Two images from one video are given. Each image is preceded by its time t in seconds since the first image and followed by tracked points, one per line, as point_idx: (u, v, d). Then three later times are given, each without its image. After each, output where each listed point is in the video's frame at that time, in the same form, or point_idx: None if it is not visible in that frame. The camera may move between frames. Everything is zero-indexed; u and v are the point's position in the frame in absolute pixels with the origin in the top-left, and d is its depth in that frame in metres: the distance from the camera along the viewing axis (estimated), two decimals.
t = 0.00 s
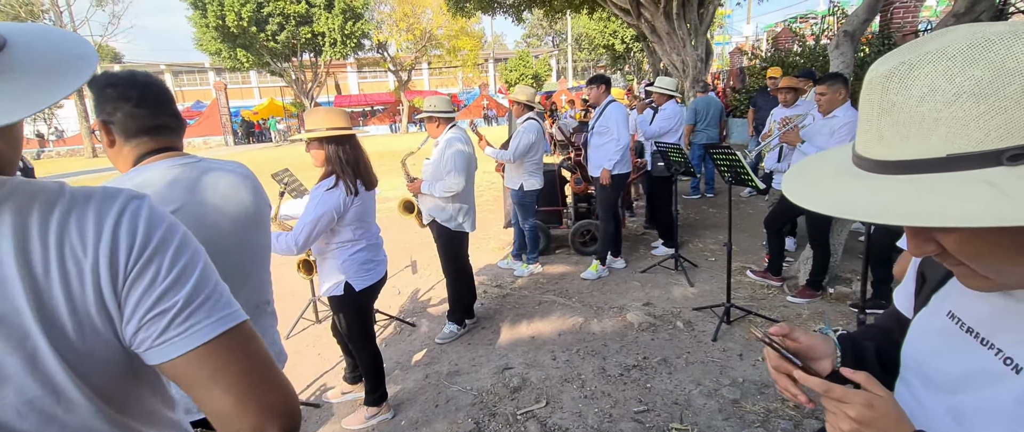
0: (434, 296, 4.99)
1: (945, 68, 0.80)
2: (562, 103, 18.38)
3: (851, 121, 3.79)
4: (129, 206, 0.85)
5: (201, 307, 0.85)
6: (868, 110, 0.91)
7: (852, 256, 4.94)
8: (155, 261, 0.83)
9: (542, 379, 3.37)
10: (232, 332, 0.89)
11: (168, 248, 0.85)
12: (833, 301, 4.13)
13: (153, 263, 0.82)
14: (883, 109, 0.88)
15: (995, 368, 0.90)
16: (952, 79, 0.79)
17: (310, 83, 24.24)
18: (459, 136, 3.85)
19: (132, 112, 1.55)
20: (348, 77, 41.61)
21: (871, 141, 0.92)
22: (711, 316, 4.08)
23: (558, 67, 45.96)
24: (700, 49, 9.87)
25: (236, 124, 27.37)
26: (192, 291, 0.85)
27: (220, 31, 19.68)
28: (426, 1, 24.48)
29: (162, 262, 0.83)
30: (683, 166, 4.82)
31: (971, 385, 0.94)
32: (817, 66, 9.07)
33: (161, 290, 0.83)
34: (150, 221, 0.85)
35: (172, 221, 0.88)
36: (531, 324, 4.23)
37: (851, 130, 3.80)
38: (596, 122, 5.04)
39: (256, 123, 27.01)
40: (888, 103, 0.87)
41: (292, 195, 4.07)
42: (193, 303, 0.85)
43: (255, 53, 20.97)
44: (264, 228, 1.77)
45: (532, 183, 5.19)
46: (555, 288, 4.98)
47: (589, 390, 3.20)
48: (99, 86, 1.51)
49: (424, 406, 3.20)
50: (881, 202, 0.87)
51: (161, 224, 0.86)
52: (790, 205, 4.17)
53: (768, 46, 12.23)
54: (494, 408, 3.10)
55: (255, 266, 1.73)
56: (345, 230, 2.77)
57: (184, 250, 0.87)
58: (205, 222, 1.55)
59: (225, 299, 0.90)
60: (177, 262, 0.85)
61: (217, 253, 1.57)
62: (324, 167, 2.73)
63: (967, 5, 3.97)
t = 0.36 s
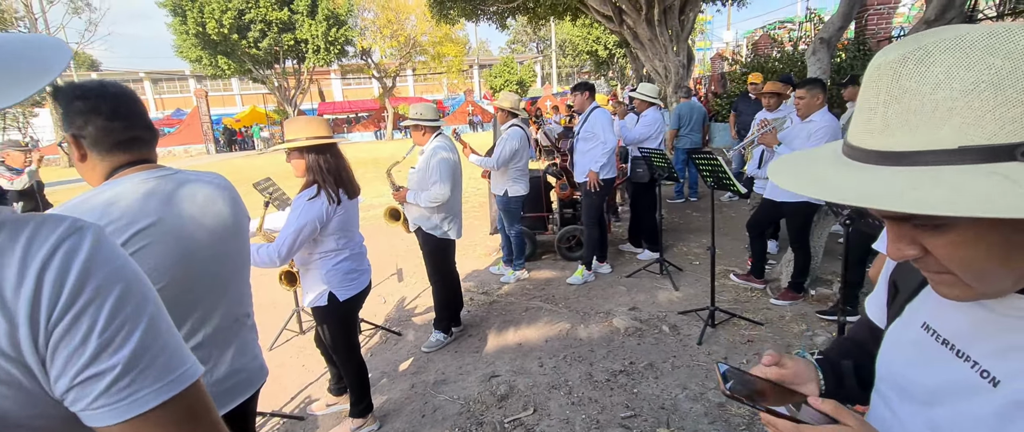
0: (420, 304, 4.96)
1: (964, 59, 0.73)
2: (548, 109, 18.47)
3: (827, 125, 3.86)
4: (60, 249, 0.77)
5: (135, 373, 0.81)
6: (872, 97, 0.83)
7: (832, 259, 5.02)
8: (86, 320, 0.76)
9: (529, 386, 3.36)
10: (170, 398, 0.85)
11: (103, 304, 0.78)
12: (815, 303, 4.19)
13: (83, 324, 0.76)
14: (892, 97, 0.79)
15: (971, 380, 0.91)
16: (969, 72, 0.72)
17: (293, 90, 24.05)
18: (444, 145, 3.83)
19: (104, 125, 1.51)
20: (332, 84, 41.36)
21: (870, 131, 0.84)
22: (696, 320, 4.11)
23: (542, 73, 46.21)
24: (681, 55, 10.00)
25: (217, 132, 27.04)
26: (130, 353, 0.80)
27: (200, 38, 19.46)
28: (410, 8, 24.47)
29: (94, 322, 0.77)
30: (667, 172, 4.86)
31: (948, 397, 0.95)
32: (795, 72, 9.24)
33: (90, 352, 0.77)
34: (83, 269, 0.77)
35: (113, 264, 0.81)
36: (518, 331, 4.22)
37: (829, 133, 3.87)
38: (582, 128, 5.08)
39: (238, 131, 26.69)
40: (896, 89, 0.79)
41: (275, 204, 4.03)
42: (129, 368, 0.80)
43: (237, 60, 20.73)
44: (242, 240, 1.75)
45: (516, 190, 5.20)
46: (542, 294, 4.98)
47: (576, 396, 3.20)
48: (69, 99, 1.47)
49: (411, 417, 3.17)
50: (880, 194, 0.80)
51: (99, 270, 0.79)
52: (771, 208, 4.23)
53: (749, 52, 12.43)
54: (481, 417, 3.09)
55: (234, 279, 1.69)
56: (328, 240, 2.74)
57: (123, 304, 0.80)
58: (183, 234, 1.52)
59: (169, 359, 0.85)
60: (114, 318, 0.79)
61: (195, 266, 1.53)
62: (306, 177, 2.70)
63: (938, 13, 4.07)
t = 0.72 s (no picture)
0: (410, 307, 4.95)
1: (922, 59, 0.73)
2: (538, 112, 18.55)
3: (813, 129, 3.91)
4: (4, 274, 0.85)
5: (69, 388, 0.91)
6: (823, 97, 0.81)
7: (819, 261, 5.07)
8: (28, 339, 0.86)
9: (520, 389, 3.36)
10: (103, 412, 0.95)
11: (43, 326, 0.88)
12: (802, 305, 4.23)
13: (24, 344, 0.86)
14: (845, 98, 0.78)
15: (916, 396, 0.92)
16: (926, 74, 0.73)
17: (282, 92, 23.92)
18: (434, 149, 3.82)
19: (85, 131, 1.48)
20: (321, 86, 41.18)
21: (820, 130, 0.82)
22: (685, 322, 4.14)
23: (533, 76, 46.32)
24: (671, 59, 10.08)
25: (205, 135, 26.78)
26: (69, 371, 0.91)
27: (188, 40, 19.32)
28: (399, 10, 24.45)
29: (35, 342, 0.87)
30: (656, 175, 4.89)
31: (895, 415, 0.96)
32: (783, 76, 9.35)
33: (29, 369, 0.87)
34: (25, 293, 0.86)
35: (56, 287, 0.90)
36: (508, 334, 4.22)
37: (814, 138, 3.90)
38: (572, 131, 5.09)
39: (226, 133, 26.50)
40: (848, 93, 0.78)
41: (263, 208, 3.99)
42: (64, 384, 0.90)
43: (225, 62, 20.58)
44: (230, 245, 1.74)
45: (507, 191, 5.20)
46: (532, 297, 4.99)
47: (567, 399, 3.21)
48: (47, 104, 1.43)
49: (401, 421, 3.16)
50: (837, 196, 0.77)
51: (40, 294, 0.88)
52: (759, 210, 4.26)
53: (737, 56, 12.56)
54: (471, 421, 3.09)
55: (222, 283, 1.68)
56: (316, 244, 2.73)
57: (65, 325, 0.90)
58: (170, 240, 1.50)
59: (99, 372, 0.95)
60: (52, 338, 0.89)
61: (181, 272, 1.53)
62: (294, 180, 2.69)
63: (920, 19, 4.13)
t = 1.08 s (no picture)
0: (403, 311, 4.96)
1: (648, 309, 0.78)
2: (533, 117, 18.61)
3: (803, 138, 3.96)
4: None
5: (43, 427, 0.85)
6: (572, 361, 0.85)
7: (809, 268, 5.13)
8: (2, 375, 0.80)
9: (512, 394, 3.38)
10: None
11: (18, 359, 0.81)
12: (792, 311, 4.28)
13: None
14: (586, 361, 0.83)
15: None
16: (645, 333, 0.78)
17: (277, 94, 23.84)
18: (426, 154, 3.83)
19: (82, 139, 1.49)
20: (316, 88, 41.09)
21: (583, 385, 0.86)
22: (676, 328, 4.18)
23: (528, 80, 46.43)
24: (665, 66, 10.17)
25: (198, 135, 26.63)
26: (44, 404, 0.84)
27: (182, 41, 19.23)
28: (395, 13, 24.48)
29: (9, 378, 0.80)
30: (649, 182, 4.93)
31: None
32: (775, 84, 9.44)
33: None
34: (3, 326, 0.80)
35: (39, 318, 0.85)
36: (500, 338, 4.24)
37: (805, 149, 3.96)
38: (565, 137, 5.13)
39: (220, 134, 26.39)
40: (589, 356, 0.82)
41: (257, 211, 4.00)
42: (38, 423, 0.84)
43: (219, 63, 20.49)
44: (226, 249, 1.75)
45: (502, 195, 5.23)
46: (525, 301, 5.01)
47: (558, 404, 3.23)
48: (44, 111, 1.45)
49: (393, 425, 3.17)
50: None
51: (22, 323, 0.83)
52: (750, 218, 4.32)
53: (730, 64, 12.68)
54: (464, 425, 3.11)
55: (217, 286, 1.69)
56: (308, 247, 2.74)
57: (39, 361, 0.84)
58: (167, 244, 1.52)
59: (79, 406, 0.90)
60: (26, 373, 0.82)
61: (177, 277, 1.54)
62: (288, 184, 2.70)
63: (907, 31, 4.21)
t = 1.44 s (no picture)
0: (401, 316, 4.98)
1: None
2: (534, 123, 18.70)
3: (801, 151, 3.99)
4: None
5: None
6: None
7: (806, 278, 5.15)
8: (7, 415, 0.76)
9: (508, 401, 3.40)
10: None
11: (24, 403, 0.78)
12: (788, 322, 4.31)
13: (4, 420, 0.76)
14: None
15: None
16: None
17: (279, 97, 23.91)
18: (425, 161, 3.86)
19: (91, 153, 1.53)
20: (318, 91, 41.21)
21: None
22: (673, 336, 4.19)
23: (530, 87, 46.57)
24: (665, 75, 10.23)
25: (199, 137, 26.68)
26: None
27: (184, 43, 19.31)
28: (398, 19, 24.61)
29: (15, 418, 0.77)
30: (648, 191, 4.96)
31: None
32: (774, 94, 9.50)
33: None
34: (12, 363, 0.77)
35: (48, 355, 0.81)
36: (497, 345, 4.26)
37: (801, 160, 3.99)
38: (564, 145, 5.17)
39: (221, 136, 26.46)
40: None
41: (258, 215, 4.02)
42: None
43: (222, 66, 20.57)
44: (227, 254, 1.77)
45: (504, 201, 5.25)
46: (523, 308, 5.03)
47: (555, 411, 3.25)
48: (55, 122, 1.48)
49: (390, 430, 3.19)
50: None
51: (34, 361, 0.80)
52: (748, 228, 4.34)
53: (730, 73, 12.75)
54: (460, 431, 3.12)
55: (218, 291, 1.72)
56: (306, 252, 2.76)
57: (47, 399, 0.80)
58: (168, 250, 1.54)
59: None
60: (37, 412, 0.79)
61: (178, 283, 1.56)
62: (286, 190, 2.74)
63: (904, 46, 4.26)
